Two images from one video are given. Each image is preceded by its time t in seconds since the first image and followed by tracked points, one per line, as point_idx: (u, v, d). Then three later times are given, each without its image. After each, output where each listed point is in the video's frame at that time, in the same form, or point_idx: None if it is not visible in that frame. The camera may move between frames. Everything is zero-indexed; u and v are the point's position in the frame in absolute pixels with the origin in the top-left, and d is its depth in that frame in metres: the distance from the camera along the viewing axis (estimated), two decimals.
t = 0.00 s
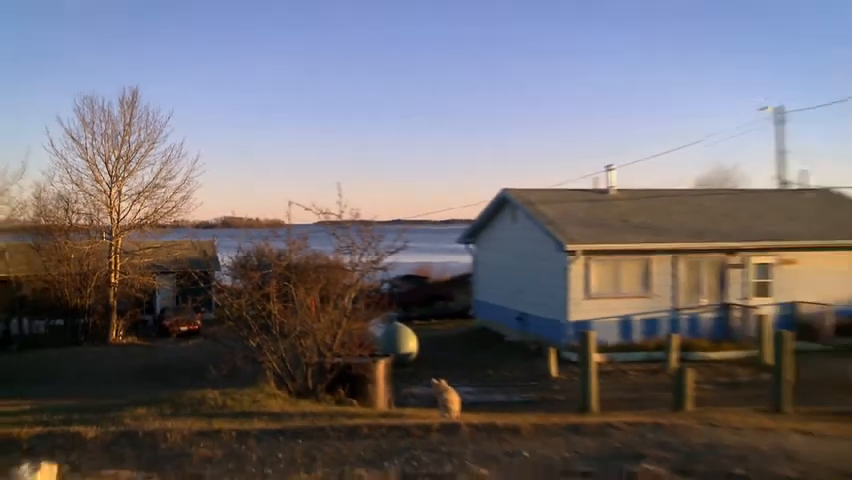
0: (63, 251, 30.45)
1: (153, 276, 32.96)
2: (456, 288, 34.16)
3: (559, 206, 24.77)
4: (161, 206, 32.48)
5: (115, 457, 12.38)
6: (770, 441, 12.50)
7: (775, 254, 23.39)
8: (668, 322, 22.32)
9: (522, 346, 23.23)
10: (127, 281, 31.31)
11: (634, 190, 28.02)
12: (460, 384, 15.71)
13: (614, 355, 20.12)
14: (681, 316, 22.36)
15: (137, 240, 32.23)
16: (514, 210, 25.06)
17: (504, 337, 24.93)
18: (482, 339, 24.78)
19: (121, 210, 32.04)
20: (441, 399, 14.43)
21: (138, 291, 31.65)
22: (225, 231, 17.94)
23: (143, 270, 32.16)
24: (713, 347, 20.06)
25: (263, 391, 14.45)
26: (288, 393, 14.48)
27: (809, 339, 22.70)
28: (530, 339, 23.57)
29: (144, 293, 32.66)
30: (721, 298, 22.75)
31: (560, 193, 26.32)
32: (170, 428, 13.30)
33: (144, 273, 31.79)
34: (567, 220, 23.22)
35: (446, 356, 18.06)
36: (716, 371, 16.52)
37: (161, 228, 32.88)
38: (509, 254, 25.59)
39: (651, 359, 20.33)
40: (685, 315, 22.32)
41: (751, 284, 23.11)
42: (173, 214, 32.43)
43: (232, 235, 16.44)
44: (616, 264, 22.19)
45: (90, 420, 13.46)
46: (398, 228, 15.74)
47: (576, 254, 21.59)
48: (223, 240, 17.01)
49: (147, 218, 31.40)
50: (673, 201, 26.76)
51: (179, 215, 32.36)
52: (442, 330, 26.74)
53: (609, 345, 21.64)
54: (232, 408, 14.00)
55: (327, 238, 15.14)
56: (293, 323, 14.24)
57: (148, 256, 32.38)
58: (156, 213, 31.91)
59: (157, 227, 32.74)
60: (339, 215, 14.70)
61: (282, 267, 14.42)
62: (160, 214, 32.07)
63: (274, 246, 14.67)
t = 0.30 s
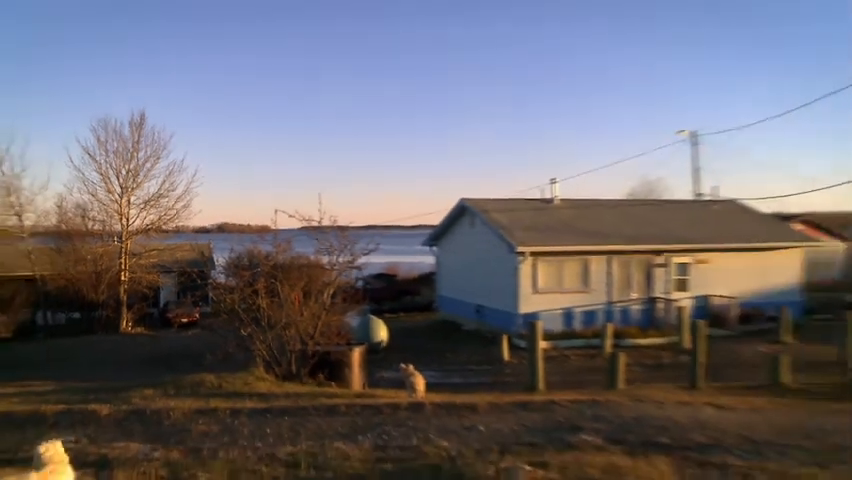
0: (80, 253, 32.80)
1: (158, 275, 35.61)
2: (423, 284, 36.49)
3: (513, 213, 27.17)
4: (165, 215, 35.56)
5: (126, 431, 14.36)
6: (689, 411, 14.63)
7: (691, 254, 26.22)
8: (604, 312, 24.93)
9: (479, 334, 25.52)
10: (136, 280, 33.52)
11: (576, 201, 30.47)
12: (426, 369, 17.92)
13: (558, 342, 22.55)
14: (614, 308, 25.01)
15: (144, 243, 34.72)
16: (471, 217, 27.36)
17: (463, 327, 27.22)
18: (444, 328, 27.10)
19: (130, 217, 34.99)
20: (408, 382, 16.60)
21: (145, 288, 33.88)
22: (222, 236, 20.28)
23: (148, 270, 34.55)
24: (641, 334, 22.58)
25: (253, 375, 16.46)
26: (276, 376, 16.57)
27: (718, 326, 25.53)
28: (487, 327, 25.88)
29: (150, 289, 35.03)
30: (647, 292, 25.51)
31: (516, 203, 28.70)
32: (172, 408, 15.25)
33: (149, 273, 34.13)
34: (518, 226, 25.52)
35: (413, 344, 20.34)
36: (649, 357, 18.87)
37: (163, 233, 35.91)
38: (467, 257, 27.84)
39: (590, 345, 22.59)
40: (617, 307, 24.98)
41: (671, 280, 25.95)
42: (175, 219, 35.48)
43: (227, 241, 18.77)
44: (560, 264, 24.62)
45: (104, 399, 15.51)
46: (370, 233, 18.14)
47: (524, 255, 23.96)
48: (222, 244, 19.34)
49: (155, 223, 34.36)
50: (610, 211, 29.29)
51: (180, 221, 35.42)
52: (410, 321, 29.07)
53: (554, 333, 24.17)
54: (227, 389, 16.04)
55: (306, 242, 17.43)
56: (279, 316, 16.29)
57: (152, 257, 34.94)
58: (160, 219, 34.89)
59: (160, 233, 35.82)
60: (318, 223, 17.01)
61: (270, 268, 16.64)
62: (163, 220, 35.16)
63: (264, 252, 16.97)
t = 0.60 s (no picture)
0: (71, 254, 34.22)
1: (144, 275, 36.91)
2: (390, 284, 37.77)
3: (475, 217, 28.52)
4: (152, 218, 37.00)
5: (113, 420, 14.48)
6: (637, 399, 15.86)
7: (639, 255, 27.81)
8: (561, 308, 26.42)
9: (443, 330, 26.83)
10: (123, 280, 34.86)
11: (534, 205, 31.95)
12: (396, 364, 19.09)
13: (516, 336, 23.91)
14: (570, 304, 26.50)
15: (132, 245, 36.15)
16: (438, 220, 28.63)
17: (429, 322, 28.55)
18: (410, 324, 28.42)
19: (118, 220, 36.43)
20: (378, 374, 17.74)
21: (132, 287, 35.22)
22: (202, 245, 21.77)
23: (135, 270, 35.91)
24: (593, 329, 24.02)
25: (233, 368, 17.29)
26: (255, 369, 17.53)
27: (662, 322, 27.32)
28: (451, 323, 27.16)
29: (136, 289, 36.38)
30: (599, 289, 27.13)
31: (478, 208, 30.08)
32: (156, 399, 15.56)
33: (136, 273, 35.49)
34: (480, 229, 26.87)
35: (383, 342, 21.59)
36: (603, 352, 20.23)
37: (148, 236, 37.30)
38: (433, 258, 29.12)
39: (548, 338, 24.05)
40: (572, 304, 26.46)
41: (622, 278, 27.55)
42: (160, 221, 36.89)
43: (208, 247, 20.24)
44: (518, 264, 26.00)
45: (94, 391, 16.48)
46: (340, 238, 19.84)
47: (486, 257, 25.36)
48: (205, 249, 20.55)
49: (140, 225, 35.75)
50: (565, 214, 30.87)
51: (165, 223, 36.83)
52: (378, 318, 30.37)
53: (513, 328, 25.57)
54: (209, 381, 16.72)
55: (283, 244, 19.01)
56: (258, 314, 17.26)
57: (138, 258, 36.30)
58: (145, 221, 36.29)
59: (146, 236, 37.19)
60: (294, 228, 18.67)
61: (249, 269, 17.94)
62: (149, 222, 36.56)
63: (245, 253, 18.44)
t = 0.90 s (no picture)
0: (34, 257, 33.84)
1: (110, 277, 36.56)
2: (357, 286, 37.71)
3: (444, 218, 28.59)
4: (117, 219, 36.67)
5: (77, 425, 14.30)
6: (605, 399, 15.93)
7: (606, 257, 28.04)
8: (528, 310, 26.51)
9: (411, 331, 26.82)
10: (88, 282, 34.52)
11: (501, 207, 32.06)
12: (363, 367, 19.05)
13: (484, 337, 23.96)
14: (537, 306, 26.61)
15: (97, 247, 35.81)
16: (406, 222, 28.66)
17: (397, 323, 28.54)
18: (378, 326, 28.37)
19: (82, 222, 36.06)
20: (346, 376, 17.70)
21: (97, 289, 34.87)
22: (172, 246, 21.59)
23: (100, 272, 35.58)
24: (561, 331, 24.14)
25: (200, 371, 17.15)
26: (222, 371, 17.42)
27: (629, 322, 27.45)
28: (419, 324, 27.17)
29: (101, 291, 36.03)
30: (566, 290, 27.27)
31: (446, 209, 30.17)
32: (121, 402, 15.44)
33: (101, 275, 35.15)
34: (447, 230, 26.93)
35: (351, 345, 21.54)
36: (570, 353, 20.31)
37: (114, 237, 36.96)
38: (401, 260, 29.15)
39: (514, 340, 24.13)
40: (539, 306, 26.57)
41: (589, 280, 27.72)
42: (126, 223, 36.57)
43: (176, 248, 20.08)
44: (487, 265, 26.07)
45: (58, 396, 16.23)
46: (309, 238, 19.63)
47: (454, 258, 25.39)
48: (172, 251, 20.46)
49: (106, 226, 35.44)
50: (533, 216, 31.09)
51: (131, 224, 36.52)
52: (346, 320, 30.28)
53: (481, 330, 25.62)
54: (175, 384, 16.58)
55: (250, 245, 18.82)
56: (225, 316, 17.18)
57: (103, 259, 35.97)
58: (111, 223, 35.97)
59: (111, 237, 36.86)
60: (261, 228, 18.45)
61: (216, 271, 17.80)
62: (114, 224, 36.24)
63: (212, 255, 18.26)
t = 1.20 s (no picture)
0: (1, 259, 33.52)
1: (78, 279, 36.23)
2: (330, 287, 37.65)
3: (415, 220, 28.60)
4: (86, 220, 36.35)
5: (44, 429, 14.14)
6: (576, 400, 16.00)
7: (578, 258, 28.16)
8: (500, 311, 26.59)
9: (383, 333, 26.80)
10: (55, 284, 34.19)
11: (472, 209, 32.09)
12: (335, 368, 19.00)
13: (456, 339, 24.00)
14: (509, 307, 26.70)
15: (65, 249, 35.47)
16: (377, 223, 28.66)
17: (369, 325, 28.51)
18: (350, 327, 28.32)
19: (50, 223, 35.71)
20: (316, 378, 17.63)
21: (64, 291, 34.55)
22: (142, 247, 21.42)
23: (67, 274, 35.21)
24: (532, 332, 24.23)
25: (170, 373, 16.99)
26: (193, 374, 17.26)
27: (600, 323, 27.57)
28: (391, 326, 27.16)
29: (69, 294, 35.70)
30: (537, 292, 27.36)
31: (417, 210, 30.21)
32: (90, 406, 15.29)
33: (69, 277, 34.81)
34: (419, 232, 26.92)
35: (323, 347, 21.48)
36: (541, 354, 20.39)
37: (82, 239, 36.65)
38: (373, 261, 29.13)
39: (486, 341, 24.17)
40: (511, 307, 26.66)
41: (560, 281, 27.83)
42: (94, 224, 36.24)
43: (147, 249, 19.93)
44: (459, 266, 26.11)
45: (25, 400, 16.00)
46: (280, 239, 19.63)
47: (426, 259, 25.38)
48: (141, 251, 20.32)
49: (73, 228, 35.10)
50: (504, 217, 31.18)
51: (100, 225, 36.20)
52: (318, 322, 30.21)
53: (453, 331, 25.66)
54: (145, 387, 16.42)
55: (220, 247, 18.77)
56: (195, 318, 17.05)
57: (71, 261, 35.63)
58: (79, 224, 35.65)
59: (80, 239, 36.54)
60: (232, 231, 18.40)
61: (186, 273, 17.69)
62: (83, 225, 35.90)
63: (182, 257, 18.16)
